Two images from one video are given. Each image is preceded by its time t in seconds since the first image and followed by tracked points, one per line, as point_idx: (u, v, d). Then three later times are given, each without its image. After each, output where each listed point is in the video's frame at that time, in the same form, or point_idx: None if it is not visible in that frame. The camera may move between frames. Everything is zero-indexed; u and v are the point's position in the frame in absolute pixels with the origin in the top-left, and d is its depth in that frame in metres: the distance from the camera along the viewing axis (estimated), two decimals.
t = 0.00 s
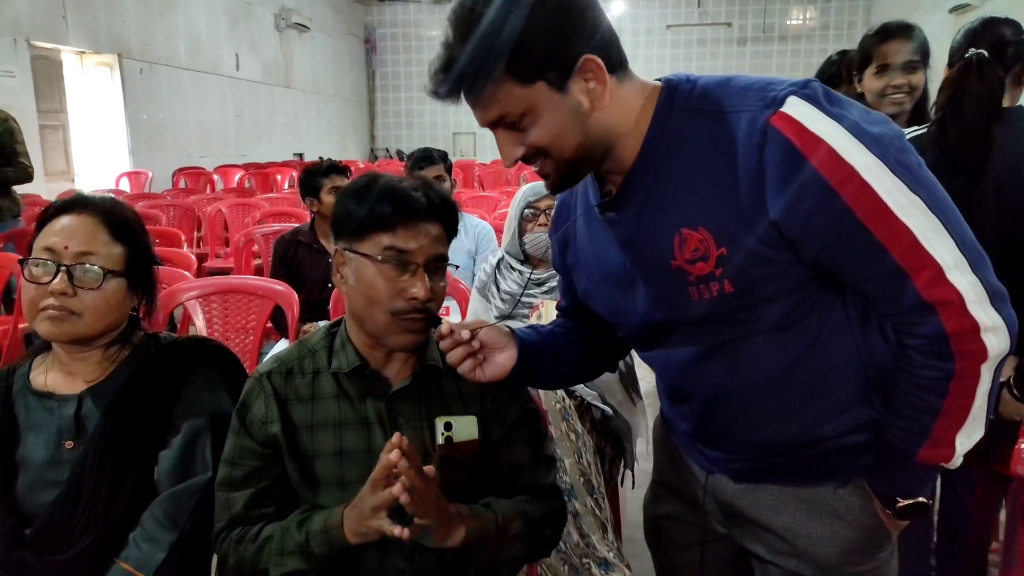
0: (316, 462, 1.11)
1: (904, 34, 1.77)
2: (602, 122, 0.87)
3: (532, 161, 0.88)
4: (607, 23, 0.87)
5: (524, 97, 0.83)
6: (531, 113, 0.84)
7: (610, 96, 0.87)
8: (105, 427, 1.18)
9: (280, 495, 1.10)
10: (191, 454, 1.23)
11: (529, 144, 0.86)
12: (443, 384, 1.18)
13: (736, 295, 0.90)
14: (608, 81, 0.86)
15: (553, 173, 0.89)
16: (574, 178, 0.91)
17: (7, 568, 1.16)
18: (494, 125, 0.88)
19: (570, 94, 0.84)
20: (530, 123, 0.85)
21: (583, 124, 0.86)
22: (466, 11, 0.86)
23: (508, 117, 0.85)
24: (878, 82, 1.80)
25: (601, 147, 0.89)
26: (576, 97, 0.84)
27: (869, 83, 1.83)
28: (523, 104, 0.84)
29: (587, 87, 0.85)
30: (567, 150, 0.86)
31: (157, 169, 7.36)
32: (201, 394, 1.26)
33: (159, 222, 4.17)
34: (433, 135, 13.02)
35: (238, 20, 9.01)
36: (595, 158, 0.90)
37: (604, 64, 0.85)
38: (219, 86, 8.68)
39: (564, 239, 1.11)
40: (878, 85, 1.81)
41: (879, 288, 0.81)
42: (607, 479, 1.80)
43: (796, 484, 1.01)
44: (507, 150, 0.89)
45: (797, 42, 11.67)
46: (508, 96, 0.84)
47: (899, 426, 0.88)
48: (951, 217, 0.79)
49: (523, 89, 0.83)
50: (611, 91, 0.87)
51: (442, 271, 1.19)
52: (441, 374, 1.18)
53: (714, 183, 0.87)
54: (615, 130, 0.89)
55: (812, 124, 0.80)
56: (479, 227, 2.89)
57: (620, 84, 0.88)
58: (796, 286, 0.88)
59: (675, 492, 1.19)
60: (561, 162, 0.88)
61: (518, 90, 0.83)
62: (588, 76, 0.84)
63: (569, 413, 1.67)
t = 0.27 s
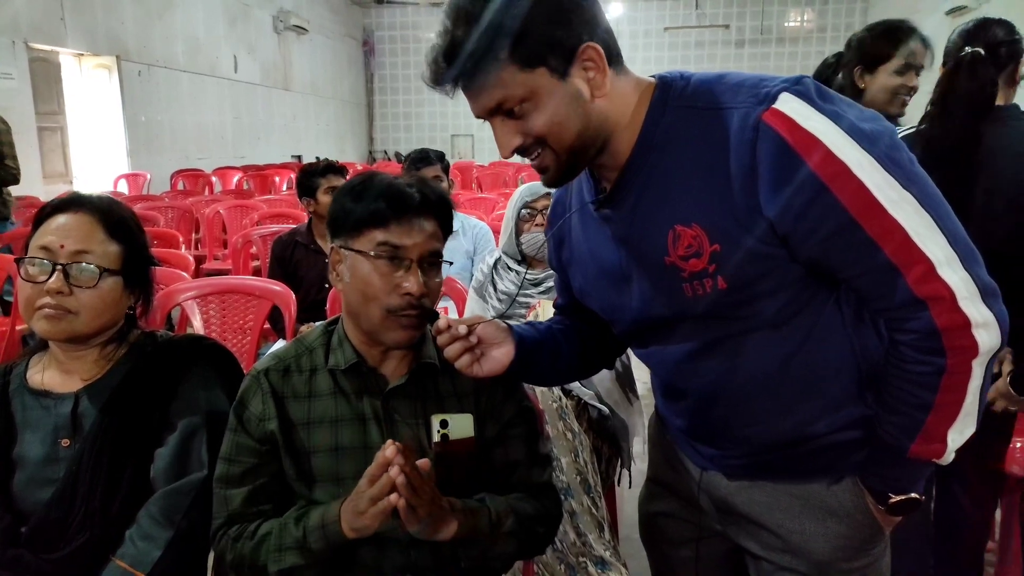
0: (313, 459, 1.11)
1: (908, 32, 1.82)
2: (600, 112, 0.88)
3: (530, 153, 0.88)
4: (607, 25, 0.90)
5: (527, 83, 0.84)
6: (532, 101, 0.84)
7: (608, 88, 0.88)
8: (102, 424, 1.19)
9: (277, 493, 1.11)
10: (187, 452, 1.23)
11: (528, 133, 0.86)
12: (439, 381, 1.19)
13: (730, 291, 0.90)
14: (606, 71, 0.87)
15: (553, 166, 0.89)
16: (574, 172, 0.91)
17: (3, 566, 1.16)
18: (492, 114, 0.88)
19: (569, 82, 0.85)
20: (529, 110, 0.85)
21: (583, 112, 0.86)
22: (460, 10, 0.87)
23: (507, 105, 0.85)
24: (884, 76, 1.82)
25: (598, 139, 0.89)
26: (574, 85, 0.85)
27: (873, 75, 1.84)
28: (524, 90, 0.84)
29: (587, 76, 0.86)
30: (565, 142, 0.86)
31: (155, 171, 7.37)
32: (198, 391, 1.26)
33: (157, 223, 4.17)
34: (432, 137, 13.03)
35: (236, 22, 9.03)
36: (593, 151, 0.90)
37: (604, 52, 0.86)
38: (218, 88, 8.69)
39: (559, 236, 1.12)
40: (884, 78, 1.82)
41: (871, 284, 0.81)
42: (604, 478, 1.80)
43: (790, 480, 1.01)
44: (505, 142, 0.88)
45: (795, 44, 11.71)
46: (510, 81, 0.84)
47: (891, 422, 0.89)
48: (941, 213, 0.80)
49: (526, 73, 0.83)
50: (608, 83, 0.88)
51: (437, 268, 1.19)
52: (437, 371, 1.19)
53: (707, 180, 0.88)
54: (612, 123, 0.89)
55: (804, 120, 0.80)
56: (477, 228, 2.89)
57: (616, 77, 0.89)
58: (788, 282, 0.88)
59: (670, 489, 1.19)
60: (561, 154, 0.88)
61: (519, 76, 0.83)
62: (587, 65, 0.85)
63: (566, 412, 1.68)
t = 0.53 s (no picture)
0: (310, 462, 1.12)
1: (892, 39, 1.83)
2: (595, 118, 0.89)
3: (526, 158, 0.88)
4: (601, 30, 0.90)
5: (524, 89, 0.84)
6: (530, 106, 0.85)
7: (604, 95, 0.89)
8: (101, 426, 1.20)
9: (273, 496, 1.12)
10: (186, 454, 1.24)
11: (525, 138, 0.86)
12: (436, 384, 1.19)
13: (722, 297, 0.91)
14: (602, 78, 0.88)
15: (548, 171, 0.90)
16: (568, 177, 0.91)
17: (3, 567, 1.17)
18: (488, 122, 0.88)
19: (565, 89, 0.85)
20: (526, 115, 0.86)
21: (580, 120, 0.87)
22: (456, 19, 0.88)
23: (506, 111, 0.85)
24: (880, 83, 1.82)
25: (594, 145, 0.90)
26: (571, 91, 0.86)
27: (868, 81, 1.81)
28: (522, 95, 0.84)
29: (583, 83, 0.87)
30: (561, 146, 0.87)
31: (154, 170, 7.37)
32: (196, 393, 1.27)
33: (156, 222, 4.18)
34: (431, 137, 13.06)
35: (235, 21, 9.02)
36: (588, 157, 0.91)
37: (600, 60, 0.87)
38: (217, 87, 8.69)
39: (555, 240, 1.13)
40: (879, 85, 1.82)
41: (861, 291, 0.82)
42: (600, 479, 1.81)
43: (782, 483, 1.02)
44: (502, 147, 0.88)
45: (794, 44, 11.73)
46: (508, 86, 0.84)
47: (882, 427, 0.90)
48: (931, 221, 0.81)
49: (524, 79, 0.84)
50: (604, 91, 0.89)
51: (432, 270, 1.20)
52: (433, 374, 1.19)
53: (700, 187, 0.89)
54: (607, 129, 0.90)
55: (795, 129, 0.81)
56: (475, 228, 2.90)
57: (612, 84, 0.91)
58: (780, 288, 0.89)
59: (665, 490, 1.20)
60: (557, 158, 0.88)
61: (517, 83, 0.84)
62: (584, 72, 0.86)
63: (563, 413, 1.68)
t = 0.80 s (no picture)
0: (311, 466, 1.13)
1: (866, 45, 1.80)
2: (594, 128, 0.90)
3: (525, 167, 0.89)
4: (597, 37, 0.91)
5: (525, 98, 0.85)
6: (530, 115, 0.86)
7: (603, 104, 0.90)
8: (103, 433, 1.20)
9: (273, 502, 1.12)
10: (187, 460, 1.25)
11: (525, 147, 0.87)
12: (436, 391, 1.20)
13: (719, 305, 0.92)
14: (601, 89, 0.89)
15: (547, 180, 0.90)
16: (569, 185, 0.92)
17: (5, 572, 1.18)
18: (489, 130, 0.89)
19: (565, 100, 0.86)
20: (525, 125, 0.86)
21: (579, 128, 0.88)
22: (455, 31, 0.89)
23: (506, 119, 0.86)
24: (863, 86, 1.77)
25: (592, 155, 0.91)
26: (571, 102, 0.87)
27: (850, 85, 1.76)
28: (522, 105, 0.85)
29: (583, 93, 0.88)
30: (560, 155, 0.88)
31: (153, 173, 7.38)
32: (197, 399, 1.28)
33: (155, 226, 4.18)
34: (430, 139, 13.09)
35: (234, 23, 9.03)
36: (587, 167, 0.92)
37: (598, 70, 0.88)
38: (215, 89, 8.69)
39: (554, 248, 1.14)
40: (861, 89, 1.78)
41: (856, 300, 0.84)
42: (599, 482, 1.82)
43: (779, 489, 1.03)
44: (502, 155, 0.89)
45: (791, 46, 11.77)
46: (508, 96, 0.85)
47: (877, 433, 0.91)
48: (923, 231, 0.82)
49: (523, 90, 0.85)
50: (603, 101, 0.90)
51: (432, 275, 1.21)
52: (433, 380, 1.20)
53: (697, 197, 0.90)
54: (606, 139, 0.91)
55: (789, 141, 0.83)
56: (474, 233, 2.91)
57: (610, 95, 0.92)
58: (777, 296, 0.91)
59: (664, 495, 1.21)
60: (556, 167, 0.89)
61: (517, 92, 0.85)
62: (583, 83, 0.87)
63: (561, 417, 1.70)
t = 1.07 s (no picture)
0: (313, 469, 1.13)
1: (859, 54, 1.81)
2: (595, 132, 0.90)
3: (525, 172, 0.89)
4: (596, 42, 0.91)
5: (527, 100, 0.85)
6: (532, 118, 0.86)
7: (604, 109, 0.91)
8: (105, 437, 1.20)
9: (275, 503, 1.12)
10: (189, 463, 1.25)
11: (526, 150, 0.87)
12: (438, 395, 1.20)
13: (719, 311, 0.93)
14: (602, 93, 0.90)
15: (546, 183, 0.90)
16: (569, 189, 0.92)
17: None
18: (491, 134, 0.89)
19: (567, 104, 0.87)
20: (528, 127, 0.86)
21: (580, 133, 0.89)
22: (456, 37, 0.89)
23: (509, 121, 0.86)
24: (851, 95, 1.78)
25: (593, 159, 0.91)
26: (573, 106, 0.87)
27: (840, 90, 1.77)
28: (525, 107, 0.85)
29: (584, 97, 0.88)
30: (562, 159, 0.88)
31: (152, 176, 7.38)
32: (199, 404, 1.28)
33: (155, 229, 4.18)
34: (429, 142, 13.11)
35: (233, 26, 9.04)
36: (587, 171, 0.92)
37: (600, 75, 0.89)
38: (215, 93, 8.70)
39: (556, 254, 1.14)
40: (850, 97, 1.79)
41: (855, 305, 0.84)
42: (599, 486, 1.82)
43: (780, 493, 1.03)
44: (502, 159, 0.89)
45: (790, 49, 11.80)
46: (510, 98, 0.85)
47: (877, 438, 0.91)
48: (922, 237, 0.82)
49: (526, 91, 0.85)
50: (603, 108, 0.91)
51: (434, 282, 1.22)
52: (436, 385, 1.20)
53: (697, 203, 0.91)
54: (607, 144, 0.92)
55: (788, 147, 0.83)
56: (473, 236, 2.92)
57: (612, 100, 0.92)
58: (777, 302, 0.91)
59: (664, 499, 1.21)
60: (556, 172, 0.89)
61: (520, 94, 0.85)
62: (585, 87, 0.88)
63: (561, 421, 1.70)
